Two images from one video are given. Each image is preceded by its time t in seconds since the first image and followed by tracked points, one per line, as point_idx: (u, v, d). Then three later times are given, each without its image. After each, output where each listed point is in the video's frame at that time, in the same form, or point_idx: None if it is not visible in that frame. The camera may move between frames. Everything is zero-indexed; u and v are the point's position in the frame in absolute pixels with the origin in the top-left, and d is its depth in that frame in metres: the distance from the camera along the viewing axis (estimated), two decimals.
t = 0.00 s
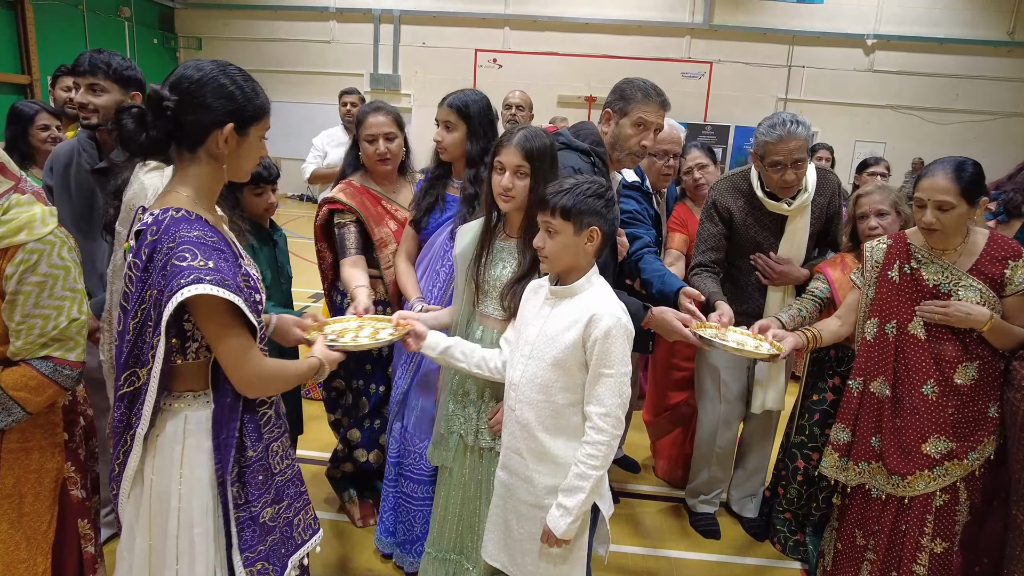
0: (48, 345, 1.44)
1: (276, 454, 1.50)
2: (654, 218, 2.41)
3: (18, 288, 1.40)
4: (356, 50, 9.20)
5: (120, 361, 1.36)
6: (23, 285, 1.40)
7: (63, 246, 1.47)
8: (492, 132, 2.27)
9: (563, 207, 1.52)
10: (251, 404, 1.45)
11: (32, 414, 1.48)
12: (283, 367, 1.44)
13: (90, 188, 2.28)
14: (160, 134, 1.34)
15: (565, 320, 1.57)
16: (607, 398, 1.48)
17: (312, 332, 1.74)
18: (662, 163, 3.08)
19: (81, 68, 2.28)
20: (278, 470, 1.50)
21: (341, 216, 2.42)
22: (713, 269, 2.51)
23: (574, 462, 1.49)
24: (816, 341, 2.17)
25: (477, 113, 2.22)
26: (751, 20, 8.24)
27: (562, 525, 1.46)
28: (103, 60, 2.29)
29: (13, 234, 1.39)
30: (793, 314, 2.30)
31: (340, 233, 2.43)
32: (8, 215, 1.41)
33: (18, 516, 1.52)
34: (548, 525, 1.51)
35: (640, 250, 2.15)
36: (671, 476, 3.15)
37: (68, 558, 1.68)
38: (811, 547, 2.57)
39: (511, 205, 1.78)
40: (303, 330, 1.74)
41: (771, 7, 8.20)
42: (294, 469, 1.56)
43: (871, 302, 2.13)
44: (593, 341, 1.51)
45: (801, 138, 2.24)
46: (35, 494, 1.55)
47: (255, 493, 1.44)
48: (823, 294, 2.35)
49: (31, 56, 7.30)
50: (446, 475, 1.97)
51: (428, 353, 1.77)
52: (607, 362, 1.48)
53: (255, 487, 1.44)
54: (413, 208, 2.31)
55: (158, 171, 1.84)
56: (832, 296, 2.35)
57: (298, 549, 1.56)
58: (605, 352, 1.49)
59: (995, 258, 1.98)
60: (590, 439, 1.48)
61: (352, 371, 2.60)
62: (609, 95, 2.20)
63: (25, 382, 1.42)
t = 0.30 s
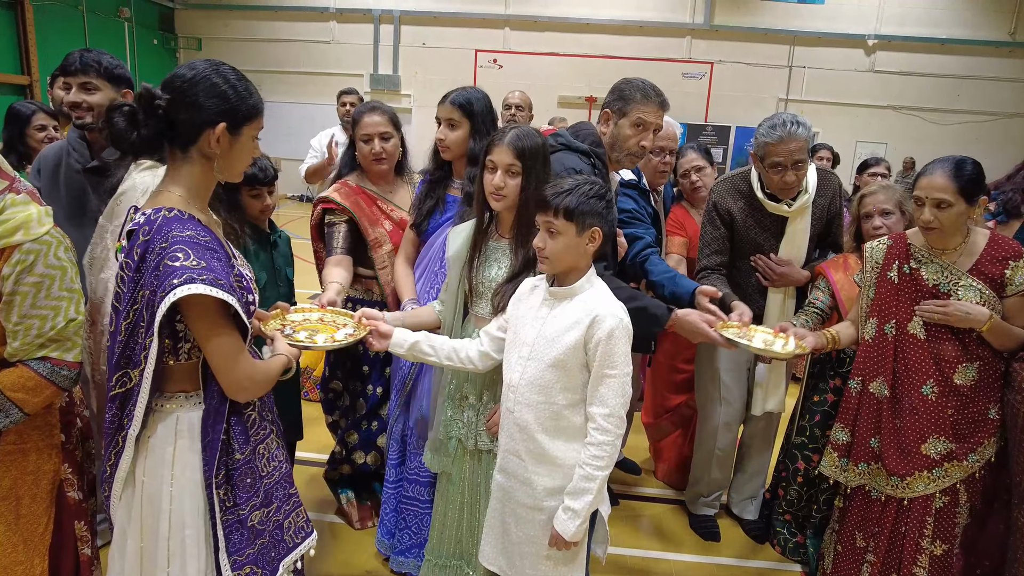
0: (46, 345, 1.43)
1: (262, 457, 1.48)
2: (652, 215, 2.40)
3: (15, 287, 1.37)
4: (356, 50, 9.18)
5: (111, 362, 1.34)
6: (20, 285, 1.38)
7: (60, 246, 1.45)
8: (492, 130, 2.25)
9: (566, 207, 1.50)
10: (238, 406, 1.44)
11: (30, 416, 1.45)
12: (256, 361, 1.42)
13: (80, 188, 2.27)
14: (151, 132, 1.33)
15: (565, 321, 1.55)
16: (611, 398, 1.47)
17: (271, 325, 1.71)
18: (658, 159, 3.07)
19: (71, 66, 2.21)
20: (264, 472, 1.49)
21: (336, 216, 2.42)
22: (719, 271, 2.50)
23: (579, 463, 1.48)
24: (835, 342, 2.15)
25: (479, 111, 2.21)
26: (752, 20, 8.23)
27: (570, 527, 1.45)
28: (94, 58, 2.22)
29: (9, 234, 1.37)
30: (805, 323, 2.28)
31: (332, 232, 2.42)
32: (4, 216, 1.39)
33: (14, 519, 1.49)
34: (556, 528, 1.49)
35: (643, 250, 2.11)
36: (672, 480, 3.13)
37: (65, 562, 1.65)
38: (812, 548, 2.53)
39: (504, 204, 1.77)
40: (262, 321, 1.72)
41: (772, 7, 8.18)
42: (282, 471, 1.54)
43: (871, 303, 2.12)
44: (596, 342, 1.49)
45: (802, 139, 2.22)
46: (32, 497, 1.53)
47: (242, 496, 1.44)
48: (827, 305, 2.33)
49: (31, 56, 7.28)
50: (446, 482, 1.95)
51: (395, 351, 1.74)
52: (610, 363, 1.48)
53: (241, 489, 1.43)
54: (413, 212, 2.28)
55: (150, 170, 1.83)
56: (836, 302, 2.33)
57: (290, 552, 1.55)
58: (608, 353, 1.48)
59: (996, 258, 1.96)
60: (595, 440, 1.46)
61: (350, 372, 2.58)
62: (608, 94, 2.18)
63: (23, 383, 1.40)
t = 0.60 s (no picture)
0: (42, 345, 1.42)
1: (261, 457, 1.48)
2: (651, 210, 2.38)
3: (12, 287, 1.37)
4: (356, 50, 9.18)
5: (104, 360, 1.33)
6: (16, 285, 1.37)
7: (57, 246, 1.44)
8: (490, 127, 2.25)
9: (578, 205, 1.51)
10: (236, 404, 1.43)
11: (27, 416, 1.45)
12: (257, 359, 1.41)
13: (73, 185, 2.27)
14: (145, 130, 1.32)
15: (563, 319, 1.55)
16: (609, 395, 1.46)
17: (292, 325, 1.73)
18: (654, 156, 2.96)
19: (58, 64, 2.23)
20: (262, 473, 1.48)
21: (334, 215, 2.40)
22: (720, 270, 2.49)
23: (577, 461, 1.48)
24: (847, 326, 2.18)
25: (479, 109, 2.21)
26: (753, 20, 8.22)
27: (567, 524, 1.45)
28: (81, 56, 2.25)
29: (6, 234, 1.36)
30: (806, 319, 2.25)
31: (330, 231, 2.41)
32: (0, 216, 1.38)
33: (10, 519, 1.49)
34: (552, 525, 1.49)
35: (647, 246, 2.08)
36: (672, 481, 3.11)
37: (61, 562, 1.64)
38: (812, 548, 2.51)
39: (494, 203, 1.77)
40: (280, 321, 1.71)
41: (773, 7, 8.18)
42: (280, 472, 1.54)
43: (872, 299, 2.12)
44: (594, 339, 1.49)
45: (801, 137, 2.21)
46: (29, 497, 1.52)
47: (238, 496, 1.43)
48: (829, 299, 2.31)
49: (31, 56, 7.28)
50: (441, 479, 1.94)
51: (408, 350, 1.74)
52: (609, 360, 1.47)
53: (238, 489, 1.43)
54: (411, 214, 2.27)
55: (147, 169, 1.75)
56: (837, 298, 2.30)
57: (285, 553, 1.54)
58: (607, 349, 1.47)
59: (996, 256, 1.96)
60: (593, 437, 1.46)
61: (348, 371, 2.58)
62: (608, 94, 2.16)
63: (21, 383, 1.39)
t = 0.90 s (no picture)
0: (36, 344, 1.41)
1: (265, 456, 1.49)
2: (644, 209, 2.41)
3: (7, 286, 1.36)
4: (355, 51, 9.18)
5: (100, 361, 1.33)
6: (11, 284, 1.37)
7: (51, 245, 1.44)
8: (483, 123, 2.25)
9: (579, 205, 1.51)
10: (243, 403, 1.45)
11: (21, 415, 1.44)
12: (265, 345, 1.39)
13: (66, 186, 2.26)
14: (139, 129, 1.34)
15: (561, 319, 1.54)
16: (606, 394, 1.46)
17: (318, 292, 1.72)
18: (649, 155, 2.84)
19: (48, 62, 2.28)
20: (266, 472, 1.49)
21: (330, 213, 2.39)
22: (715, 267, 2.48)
23: (574, 461, 1.47)
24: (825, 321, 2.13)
25: (472, 108, 2.21)
26: (754, 20, 8.22)
27: (564, 526, 1.44)
28: (70, 54, 2.30)
29: (1, 232, 1.36)
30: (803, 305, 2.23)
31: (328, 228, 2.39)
32: None
33: (5, 519, 1.48)
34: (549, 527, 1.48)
35: (633, 242, 2.08)
36: (672, 480, 3.11)
37: (56, 563, 1.64)
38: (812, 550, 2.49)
39: (492, 203, 1.76)
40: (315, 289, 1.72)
41: (773, 7, 8.18)
42: (282, 471, 1.54)
43: (870, 296, 2.09)
44: (591, 339, 1.49)
45: (798, 135, 2.21)
46: (23, 496, 1.52)
47: (242, 495, 1.43)
48: (825, 289, 2.27)
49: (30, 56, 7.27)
50: (434, 475, 1.94)
51: (427, 335, 1.75)
52: (606, 359, 1.47)
53: (242, 488, 1.43)
54: (407, 216, 2.24)
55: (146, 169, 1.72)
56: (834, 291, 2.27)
57: (285, 552, 1.54)
58: (604, 348, 1.47)
59: (996, 255, 1.96)
60: (590, 437, 1.46)
61: (345, 371, 2.57)
62: (606, 94, 2.15)
63: (17, 383, 1.38)
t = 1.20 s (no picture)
0: (20, 341, 1.41)
1: (254, 454, 1.47)
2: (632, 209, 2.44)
3: None
4: (353, 51, 9.17)
5: (88, 357, 1.32)
6: None
7: (35, 242, 1.43)
8: (471, 121, 2.25)
9: (567, 203, 1.51)
10: (230, 400, 1.44)
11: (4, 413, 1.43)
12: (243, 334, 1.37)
13: (55, 186, 2.26)
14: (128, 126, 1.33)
15: (550, 317, 1.54)
16: (596, 392, 1.46)
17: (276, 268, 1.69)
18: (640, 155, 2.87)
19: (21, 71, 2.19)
20: (254, 470, 1.47)
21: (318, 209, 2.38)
22: (704, 263, 2.48)
23: (563, 460, 1.47)
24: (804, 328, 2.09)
25: (459, 105, 2.20)
26: (753, 20, 8.21)
27: (553, 525, 1.44)
28: (38, 59, 2.18)
29: None
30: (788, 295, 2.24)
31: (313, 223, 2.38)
32: None
33: None
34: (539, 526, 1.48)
35: (620, 246, 2.10)
36: (666, 480, 3.10)
37: (44, 562, 1.63)
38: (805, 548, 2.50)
39: (486, 202, 1.76)
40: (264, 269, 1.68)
41: (772, 7, 8.17)
42: (272, 469, 1.53)
43: (863, 297, 2.08)
44: (580, 336, 1.48)
45: (789, 132, 2.21)
46: (9, 496, 1.51)
47: (229, 493, 1.43)
48: (816, 284, 2.27)
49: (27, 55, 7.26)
50: (424, 474, 1.93)
51: (393, 304, 1.75)
52: (595, 356, 1.46)
53: (230, 487, 1.43)
54: (396, 213, 2.25)
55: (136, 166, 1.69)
56: (825, 286, 2.27)
57: (276, 550, 1.53)
58: (593, 345, 1.46)
59: (988, 252, 1.96)
60: (580, 435, 1.45)
61: (337, 371, 2.57)
62: (598, 92, 2.15)
63: None
